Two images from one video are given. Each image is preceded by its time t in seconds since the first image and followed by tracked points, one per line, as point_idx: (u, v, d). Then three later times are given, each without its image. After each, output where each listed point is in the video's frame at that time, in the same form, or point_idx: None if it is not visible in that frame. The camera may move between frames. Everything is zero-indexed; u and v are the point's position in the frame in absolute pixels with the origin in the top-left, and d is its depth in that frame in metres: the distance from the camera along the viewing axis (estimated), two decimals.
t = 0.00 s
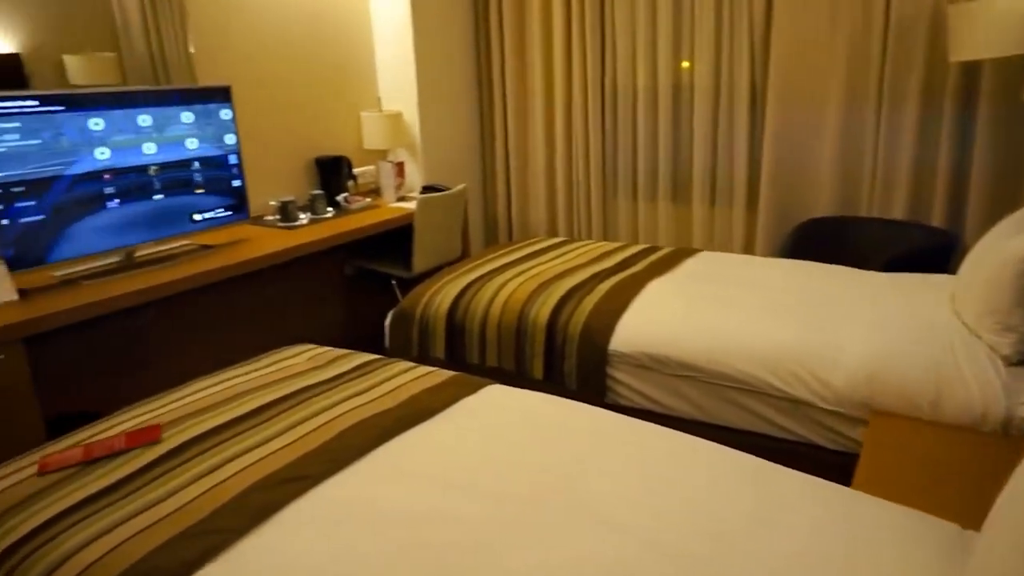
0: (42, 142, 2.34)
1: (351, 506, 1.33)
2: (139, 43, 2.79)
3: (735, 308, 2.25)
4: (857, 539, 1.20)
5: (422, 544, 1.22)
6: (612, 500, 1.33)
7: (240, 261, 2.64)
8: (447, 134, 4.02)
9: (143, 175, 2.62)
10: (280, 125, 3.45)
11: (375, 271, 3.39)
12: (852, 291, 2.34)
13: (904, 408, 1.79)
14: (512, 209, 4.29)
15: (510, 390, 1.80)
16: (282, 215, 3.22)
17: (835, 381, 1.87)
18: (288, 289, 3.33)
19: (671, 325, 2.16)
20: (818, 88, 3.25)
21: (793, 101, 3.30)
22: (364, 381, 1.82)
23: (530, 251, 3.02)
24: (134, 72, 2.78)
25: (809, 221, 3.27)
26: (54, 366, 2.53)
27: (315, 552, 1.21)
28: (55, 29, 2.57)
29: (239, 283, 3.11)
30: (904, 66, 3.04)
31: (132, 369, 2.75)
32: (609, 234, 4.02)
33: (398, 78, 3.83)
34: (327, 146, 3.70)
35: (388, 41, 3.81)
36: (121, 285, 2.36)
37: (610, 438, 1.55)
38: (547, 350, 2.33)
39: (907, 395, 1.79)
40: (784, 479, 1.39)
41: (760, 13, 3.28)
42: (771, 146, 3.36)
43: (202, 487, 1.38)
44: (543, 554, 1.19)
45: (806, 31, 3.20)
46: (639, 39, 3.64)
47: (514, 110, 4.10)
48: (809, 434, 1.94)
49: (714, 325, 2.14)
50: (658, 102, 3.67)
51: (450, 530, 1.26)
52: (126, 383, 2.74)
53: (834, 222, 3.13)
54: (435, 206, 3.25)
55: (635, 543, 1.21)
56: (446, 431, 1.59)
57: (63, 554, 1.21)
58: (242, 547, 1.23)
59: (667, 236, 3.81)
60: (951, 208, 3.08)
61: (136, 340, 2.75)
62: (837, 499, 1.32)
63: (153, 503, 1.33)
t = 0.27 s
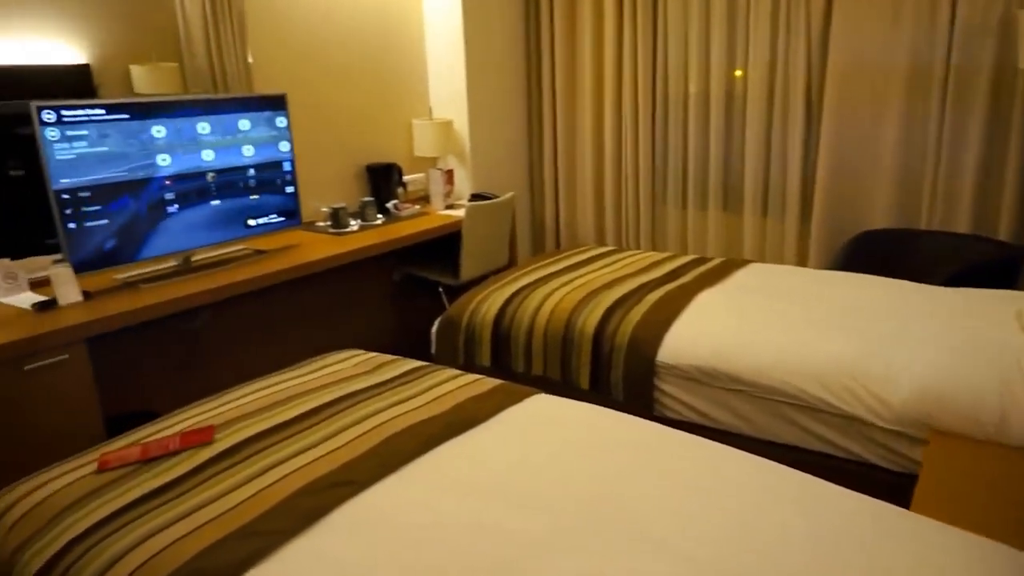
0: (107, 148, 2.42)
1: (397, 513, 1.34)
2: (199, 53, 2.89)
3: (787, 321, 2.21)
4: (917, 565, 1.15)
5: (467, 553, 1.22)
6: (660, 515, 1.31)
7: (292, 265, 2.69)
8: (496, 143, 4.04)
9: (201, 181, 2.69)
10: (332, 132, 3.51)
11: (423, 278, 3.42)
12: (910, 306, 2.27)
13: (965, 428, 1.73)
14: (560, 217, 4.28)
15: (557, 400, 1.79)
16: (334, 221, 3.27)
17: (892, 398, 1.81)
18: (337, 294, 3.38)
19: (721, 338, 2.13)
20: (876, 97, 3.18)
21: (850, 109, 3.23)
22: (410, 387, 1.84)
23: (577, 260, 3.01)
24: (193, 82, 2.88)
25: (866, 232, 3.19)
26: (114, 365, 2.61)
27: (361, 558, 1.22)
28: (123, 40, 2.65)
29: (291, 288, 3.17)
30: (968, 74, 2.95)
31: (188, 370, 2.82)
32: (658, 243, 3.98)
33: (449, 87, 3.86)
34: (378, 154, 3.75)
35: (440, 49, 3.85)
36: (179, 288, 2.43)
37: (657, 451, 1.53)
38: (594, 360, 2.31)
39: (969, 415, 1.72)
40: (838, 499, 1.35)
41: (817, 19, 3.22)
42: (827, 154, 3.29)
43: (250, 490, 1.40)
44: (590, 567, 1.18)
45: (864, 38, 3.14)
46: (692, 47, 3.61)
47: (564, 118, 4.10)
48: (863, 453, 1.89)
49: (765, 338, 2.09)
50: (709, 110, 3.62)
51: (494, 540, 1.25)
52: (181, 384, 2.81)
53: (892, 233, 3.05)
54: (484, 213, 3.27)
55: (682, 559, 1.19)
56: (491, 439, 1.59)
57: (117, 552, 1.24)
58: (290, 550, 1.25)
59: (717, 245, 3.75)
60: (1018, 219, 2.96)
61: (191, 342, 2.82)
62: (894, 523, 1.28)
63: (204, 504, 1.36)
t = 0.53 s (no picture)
0: (166, 158, 2.49)
1: (441, 523, 1.34)
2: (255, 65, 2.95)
3: (839, 337, 2.16)
4: None
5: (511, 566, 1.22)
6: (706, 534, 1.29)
7: (341, 273, 2.73)
8: (543, 153, 4.05)
9: (255, 190, 2.75)
10: (381, 143, 3.56)
11: (469, 287, 3.43)
12: (968, 323, 2.20)
13: None
14: (606, 228, 4.26)
15: (601, 414, 1.77)
16: (382, 230, 3.31)
17: (950, 420, 1.75)
18: (383, 304, 3.41)
19: (769, 353, 2.09)
20: (936, 107, 3.10)
21: (907, 119, 3.15)
22: (456, 397, 1.84)
23: (623, 271, 2.99)
24: (249, 94, 2.95)
25: (923, 246, 3.09)
26: (169, 369, 2.68)
27: (406, 567, 1.22)
28: (183, 52, 2.73)
29: (339, 295, 3.21)
30: None
31: (238, 374, 2.88)
32: (706, 254, 3.93)
33: (497, 98, 3.88)
34: (426, 164, 3.79)
35: (489, 61, 3.88)
36: (232, 295, 2.49)
37: (703, 470, 1.50)
38: (639, 373, 2.29)
39: None
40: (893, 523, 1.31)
41: (873, 28, 3.16)
42: (883, 166, 3.20)
43: (298, 495, 1.42)
44: None
45: (923, 48, 3.06)
46: (743, 57, 3.57)
47: (611, 128, 4.09)
48: (918, 475, 1.83)
49: (816, 355, 2.05)
50: (760, 120, 3.57)
51: (538, 554, 1.25)
52: (232, 388, 2.87)
53: (952, 248, 2.96)
54: (530, 223, 3.27)
55: None
56: (535, 452, 1.58)
57: (165, 555, 1.27)
58: (334, 557, 1.26)
59: (766, 257, 3.68)
60: None
61: (243, 347, 2.88)
62: (952, 551, 1.24)
63: (253, 508, 1.38)
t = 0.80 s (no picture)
0: (217, 168, 2.55)
1: (479, 535, 1.34)
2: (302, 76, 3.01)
3: (897, 358, 2.07)
4: None
5: None
6: (749, 555, 1.27)
7: (383, 282, 2.75)
8: (586, 164, 4.04)
9: (301, 199, 2.80)
10: (425, 153, 3.59)
11: (509, 297, 3.42)
12: None
13: None
14: (648, 240, 4.23)
15: (642, 429, 1.76)
16: (424, 240, 3.33)
17: (1006, 444, 1.69)
18: (424, 313, 3.44)
19: (815, 370, 2.05)
20: (992, 120, 3.02)
21: (962, 131, 3.06)
22: (496, 408, 1.84)
23: (666, 284, 2.96)
24: (297, 105, 3.00)
25: (978, 262, 3.00)
26: (215, 374, 2.73)
27: None
28: (235, 64, 2.79)
29: (381, 304, 3.24)
30: None
31: (281, 381, 2.93)
32: (750, 268, 3.87)
33: (540, 109, 3.89)
34: (469, 174, 3.81)
35: (533, 72, 3.89)
36: (277, 302, 2.52)
37: (746, 490, 1.47)
38: (681, 388, 2.27)
39: None
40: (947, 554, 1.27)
41: (927, 39, 3.09)
42: (935, 180, 3.12)
43: (338, 503, 1.43)
44: None
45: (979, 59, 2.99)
46: (791, 68, 3.52)
47: (655, 140, 4.06)
48: (971, 499, 1.77)
49: (864, 373, 2.00)
50: (807, 132, 3.52)
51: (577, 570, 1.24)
52: (275, 393, 2.92)
53: (1009, 264, 2.86)
54: (571, 234, 3.25)
55: None
56: (574, 466, 1.57)
57: (207, 559, 1.28)
58: (372, 566, 1.26)
59: (812, 272, 3.62)
60: None
61: (286, 354, 2.93)
62: None
63: (294, 514, 1.40)
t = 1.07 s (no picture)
0: (256, 175, 2.59)
1: (511, 545, 1.33)
2: (338, 85, 3.03)
3: (938, 376, 2.03)
4: None
5: None
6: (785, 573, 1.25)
7: (417, 289, 2.77)
8: (620, 175, 4.03)
9: (337, 207, 2.83)
10: (460, 163, 3.61)
11: (542, 307, 3.42)
12: None
13: None
14: (682, 252, 4.20)
15: (675, 443, 1.73)
16: (458, 248, 3.35)
17: None
18: (456, 321, 3.45)
19: (853, 386, 2.01)
20: None
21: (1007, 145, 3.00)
22: (529, 418, 1.84)
23: (700, 296, 2.94)
24: (333, 114, 3.02)
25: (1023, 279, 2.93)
26: (250, 378, 2.76)
27: None
28: (274, 73, 2.81)
29: (414, 311, 3.26)
30: None
31: (314, 386, 2.95)
32: (785, 281, 3.82)
33: (575, 120, 3.89)
34: (503, 184, 3.82)
35: (568, 83, 3.89)
36: (312, 308, 2.55)
37: (783, 508, 1.45)
38: (714, 402, 2.24)
39: None
40: None
41: (972, 51, 3.03)
42: (979, 194, 3.05)
43: (371, 509, 1.44)
44: None
45: None
46: (830, 80, 3.48)
47: (691, 152, 4.04)
48: (1015, 523, 1.73)
49: (903, 390, 1.96)
50: (846, 144, 3.47)
51: None
52: (308, 398, 2.94)
53: None
54: (605, 245, 3.24)
55: None
56: (607, 478, 1.56)
57: (242, 562, 1.29)
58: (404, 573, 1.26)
59: (850, 287, 3.55)
60: None
61: (319, 359, 2.96)
62: None
63: (327, 519, 1.41)
